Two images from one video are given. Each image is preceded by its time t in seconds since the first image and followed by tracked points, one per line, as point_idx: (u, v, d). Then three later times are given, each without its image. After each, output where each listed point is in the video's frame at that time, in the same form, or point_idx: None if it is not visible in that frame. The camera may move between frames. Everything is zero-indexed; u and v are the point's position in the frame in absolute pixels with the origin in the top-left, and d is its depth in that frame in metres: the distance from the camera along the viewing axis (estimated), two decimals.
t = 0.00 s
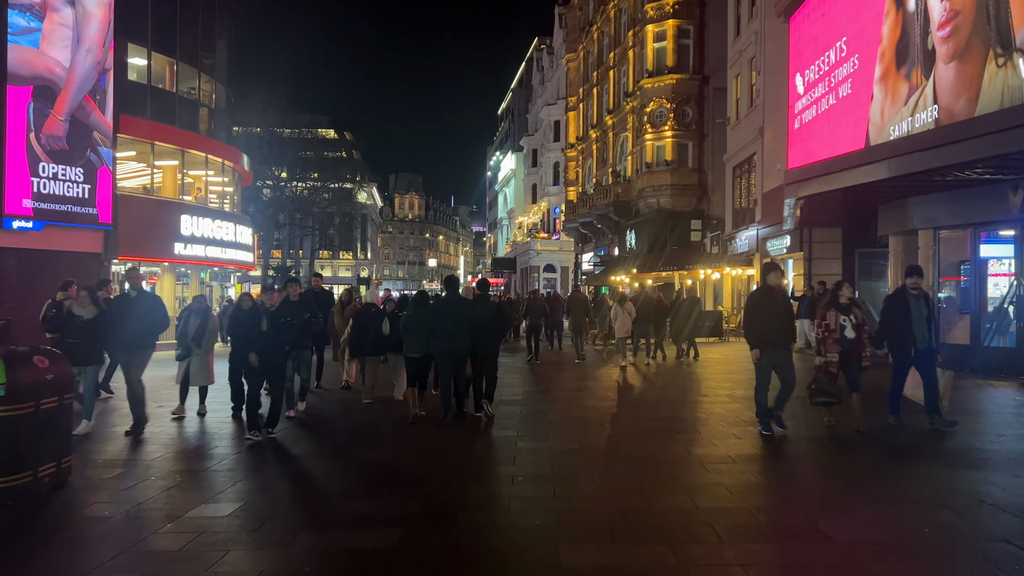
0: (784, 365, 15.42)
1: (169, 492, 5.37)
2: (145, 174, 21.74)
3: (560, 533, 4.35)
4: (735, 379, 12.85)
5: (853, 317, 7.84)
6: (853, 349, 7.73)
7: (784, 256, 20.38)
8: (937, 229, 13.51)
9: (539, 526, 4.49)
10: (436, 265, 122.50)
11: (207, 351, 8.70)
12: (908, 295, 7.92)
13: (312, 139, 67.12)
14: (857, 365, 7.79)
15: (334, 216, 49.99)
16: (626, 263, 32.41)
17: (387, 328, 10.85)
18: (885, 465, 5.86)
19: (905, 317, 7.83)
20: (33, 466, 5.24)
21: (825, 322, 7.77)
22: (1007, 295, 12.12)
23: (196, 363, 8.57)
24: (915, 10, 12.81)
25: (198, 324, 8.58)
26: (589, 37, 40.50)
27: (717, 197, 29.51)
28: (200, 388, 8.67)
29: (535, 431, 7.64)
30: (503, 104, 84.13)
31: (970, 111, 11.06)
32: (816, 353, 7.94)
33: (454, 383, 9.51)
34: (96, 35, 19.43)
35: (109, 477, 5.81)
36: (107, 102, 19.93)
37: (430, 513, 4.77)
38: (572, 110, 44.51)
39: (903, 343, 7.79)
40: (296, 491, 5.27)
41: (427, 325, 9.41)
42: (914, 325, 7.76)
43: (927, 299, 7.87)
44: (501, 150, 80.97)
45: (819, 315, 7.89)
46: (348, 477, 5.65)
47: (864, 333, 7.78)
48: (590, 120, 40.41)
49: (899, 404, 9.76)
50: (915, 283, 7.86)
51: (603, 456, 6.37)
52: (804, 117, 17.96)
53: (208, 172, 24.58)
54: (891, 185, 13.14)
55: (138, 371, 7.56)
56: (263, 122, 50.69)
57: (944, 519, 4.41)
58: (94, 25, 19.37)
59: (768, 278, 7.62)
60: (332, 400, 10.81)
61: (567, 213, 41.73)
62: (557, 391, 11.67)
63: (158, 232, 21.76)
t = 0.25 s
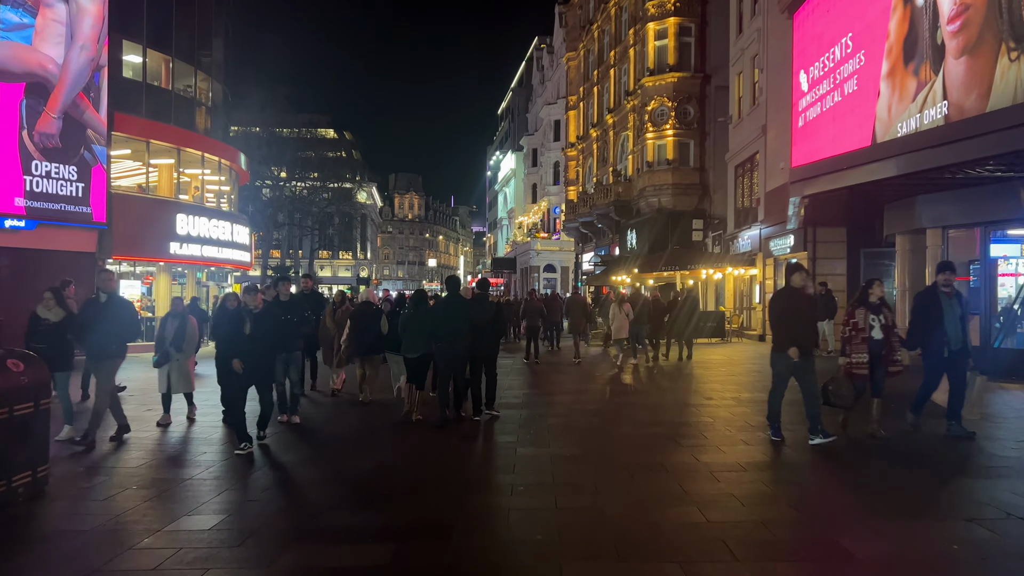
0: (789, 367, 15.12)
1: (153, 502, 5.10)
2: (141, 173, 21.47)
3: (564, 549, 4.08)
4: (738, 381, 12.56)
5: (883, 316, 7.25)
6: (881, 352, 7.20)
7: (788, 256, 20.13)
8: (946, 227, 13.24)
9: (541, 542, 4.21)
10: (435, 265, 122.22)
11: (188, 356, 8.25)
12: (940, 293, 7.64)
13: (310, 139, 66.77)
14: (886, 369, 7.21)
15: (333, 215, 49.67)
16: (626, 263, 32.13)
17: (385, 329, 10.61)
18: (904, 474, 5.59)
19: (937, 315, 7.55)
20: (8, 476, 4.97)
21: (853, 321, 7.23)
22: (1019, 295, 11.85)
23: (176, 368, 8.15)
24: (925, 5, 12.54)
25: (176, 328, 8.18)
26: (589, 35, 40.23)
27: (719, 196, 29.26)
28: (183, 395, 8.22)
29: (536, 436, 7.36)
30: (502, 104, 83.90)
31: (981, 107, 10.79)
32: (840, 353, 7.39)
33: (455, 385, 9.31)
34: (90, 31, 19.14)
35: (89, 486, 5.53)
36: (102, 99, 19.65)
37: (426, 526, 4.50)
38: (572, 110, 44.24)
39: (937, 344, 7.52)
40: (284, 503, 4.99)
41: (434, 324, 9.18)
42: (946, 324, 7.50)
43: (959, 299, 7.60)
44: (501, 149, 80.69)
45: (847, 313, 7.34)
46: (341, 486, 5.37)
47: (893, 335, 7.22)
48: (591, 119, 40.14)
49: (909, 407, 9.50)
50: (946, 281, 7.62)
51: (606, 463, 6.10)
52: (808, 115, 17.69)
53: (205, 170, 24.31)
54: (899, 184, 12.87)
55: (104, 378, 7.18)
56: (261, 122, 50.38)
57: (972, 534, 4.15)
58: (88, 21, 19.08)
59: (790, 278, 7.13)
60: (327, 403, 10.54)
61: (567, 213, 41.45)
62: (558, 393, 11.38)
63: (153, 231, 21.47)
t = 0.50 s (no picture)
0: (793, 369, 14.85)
1: (132, 514, 4.84)
2: (136, 171, 21.20)
3: (567, 569, 3.82)
4: (742, 384, 12.28)
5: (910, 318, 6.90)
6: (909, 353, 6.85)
7: (791, 256, 19.86)
8: (955, 227, 12.97)
9: (542, 560, 3.96)
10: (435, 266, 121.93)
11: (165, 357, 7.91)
12: (972, 292, 7.32)
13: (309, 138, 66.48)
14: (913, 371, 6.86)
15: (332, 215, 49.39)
16: (627, 263, 31.86)
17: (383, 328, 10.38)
18: (921, 486, 5.32)
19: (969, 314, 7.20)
20: None
21: (879, 322, 6.86)
22: None
23: (154, 368, 7.74)
24: None
25: (153, 326, 7.87)
26: (590, 34, 39.96)
27: (721, 196, 29.00)
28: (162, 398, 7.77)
29: (536, 442, 7.09)
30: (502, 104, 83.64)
31: (993, 102, 10.52)
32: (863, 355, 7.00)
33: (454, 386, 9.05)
34: (84, 27, 18.86)
35: (66, 495, 5.25)
36: (96, 97, 19.38)
37: (417, 543, 4.23)
38: (572, 109, 43.97)
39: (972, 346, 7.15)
40: (269, 517, 4.73)
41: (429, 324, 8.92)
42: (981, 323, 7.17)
43: (990, 297, 7.31)
44: (501, 149, 80.42)
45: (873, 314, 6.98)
46: (329, 498, 5.11)
47: (921, 337, 6.88)
48: (591, 118, 39.87)
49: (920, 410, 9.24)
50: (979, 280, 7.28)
51: (611, 472, 5.83)
52: (812, 113, 17.43)
53: (201, 169, 24.04)
54: (907, 182, 12.61)
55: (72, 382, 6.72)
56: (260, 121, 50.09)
57: (1001, 553, 3.89)
58: (82, 17, 18.80)
59: (824, 278, 6.71)
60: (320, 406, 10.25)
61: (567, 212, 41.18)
62: (559, 396, 11.12)
63: (148, 231, 21.21)
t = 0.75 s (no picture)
0: (795, 370, 14.61)
1: (103, 527, 4.60)
2: (130, 170, 20.96)
3: None
4: (742, 385, 12.04)
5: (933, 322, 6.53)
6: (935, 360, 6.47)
7: (793, 255, 19.61)
8: (961, 226, 12.72)
9: None
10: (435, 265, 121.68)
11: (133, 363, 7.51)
12: (998, 294, 7.04)
13: (309, 138, 66.20)
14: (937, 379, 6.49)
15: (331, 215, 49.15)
16: (627, 263, 31.62)
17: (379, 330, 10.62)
18: (933, 498, 5.06)
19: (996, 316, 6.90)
20: None
21: (902, 328, 6.46)
22: None
23: (124, 378, 7.40)
24: None
25: (123, 332, 7.44)
26: (589, 32, 39.70)
27: (721, 195, 28.75)
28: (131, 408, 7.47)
29: (531, 448, 6.84)
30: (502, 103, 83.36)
31: (1000, 98, 10.28)
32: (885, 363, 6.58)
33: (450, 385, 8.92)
34: (77, 24, 18.62)
35: (35, 506, 5.01)
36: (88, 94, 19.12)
37: (400, 560, 3.98)
38: (572, 108, 43.71)
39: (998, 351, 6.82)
40: (245, 532, 4.47)
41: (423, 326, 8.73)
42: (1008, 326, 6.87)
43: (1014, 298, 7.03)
44: (501, 148, 80.17)
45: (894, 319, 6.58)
46: (311, 510, 4.86)
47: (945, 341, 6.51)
48: (591, 117, 39.62)
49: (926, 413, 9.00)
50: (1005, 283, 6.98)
51: (607, 481, 5.57)
52: (814, 110, 17.18)
53: (196, 167, 23.79)
54: (912, 179, 12.34)
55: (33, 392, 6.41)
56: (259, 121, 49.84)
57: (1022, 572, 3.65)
58: (74, 13, 18.55)
59: (852, 280, 6.31)
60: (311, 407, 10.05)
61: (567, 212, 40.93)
62: (556, 398, 10.86)
63: (142, 230, 20.96)
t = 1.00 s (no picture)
0: (797, 370, 14.34)
1: (65, 537, 4.31)
2: (123, 167, 20.67)
3: None
4: (744, 386, 11.78)
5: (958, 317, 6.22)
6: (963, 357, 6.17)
7: (795, 254, 19.34)
8: (969, 222, 12.44)
9: None
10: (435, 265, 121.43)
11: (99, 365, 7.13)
12: None
13: (308, 137, 65.92)
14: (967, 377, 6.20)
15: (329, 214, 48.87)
16: (627, 262, 31.33)
17: (377, 327, 10.49)
18: (948, 505, 4.81)
19: None
20: None
21: (927, 326, 5.93)
22: None
23: (84, 378, 7.02)
24: None
25: (87, 329, 7.13)
26: (589, 29, 39.39)
27: (722, 193, 28.46)
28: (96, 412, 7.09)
29: (526, 451, 6.58)
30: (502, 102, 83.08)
31: (1010, 90, 10.01)
32: (909, 364, 6.07)
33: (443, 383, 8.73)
34: (68, 18, 18.31)
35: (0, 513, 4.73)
36: (80, 89, 18.86)
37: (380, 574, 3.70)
38: (572, 106, 43.41)
39: None
40: (218, 543, 4.22)
41: (412, 323, 8.50)
42: None
43: None
44: (501, 148, 79.87)
45: (916, 316, 6.04)
46: (289, 519, 4.59)
47: (973, 336, 6.20)
48: (591, 115, 39.33)
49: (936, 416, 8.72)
50: None
51: (605, 487, 5.30)
52: (817, 106, 16.92)
53: (191, 165, 23.53)
54: (917, 175, 12.07)
55: None
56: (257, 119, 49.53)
57: None
58: (65, 7, 18.23)
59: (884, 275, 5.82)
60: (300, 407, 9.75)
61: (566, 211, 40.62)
62: (554, 399, 10.59)
63: (135, 228, 20.69)
